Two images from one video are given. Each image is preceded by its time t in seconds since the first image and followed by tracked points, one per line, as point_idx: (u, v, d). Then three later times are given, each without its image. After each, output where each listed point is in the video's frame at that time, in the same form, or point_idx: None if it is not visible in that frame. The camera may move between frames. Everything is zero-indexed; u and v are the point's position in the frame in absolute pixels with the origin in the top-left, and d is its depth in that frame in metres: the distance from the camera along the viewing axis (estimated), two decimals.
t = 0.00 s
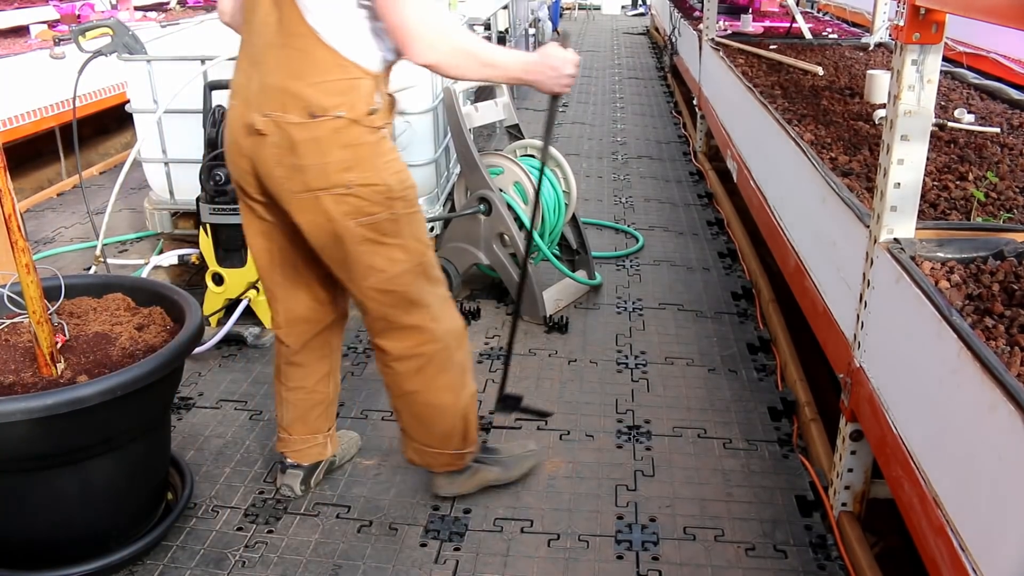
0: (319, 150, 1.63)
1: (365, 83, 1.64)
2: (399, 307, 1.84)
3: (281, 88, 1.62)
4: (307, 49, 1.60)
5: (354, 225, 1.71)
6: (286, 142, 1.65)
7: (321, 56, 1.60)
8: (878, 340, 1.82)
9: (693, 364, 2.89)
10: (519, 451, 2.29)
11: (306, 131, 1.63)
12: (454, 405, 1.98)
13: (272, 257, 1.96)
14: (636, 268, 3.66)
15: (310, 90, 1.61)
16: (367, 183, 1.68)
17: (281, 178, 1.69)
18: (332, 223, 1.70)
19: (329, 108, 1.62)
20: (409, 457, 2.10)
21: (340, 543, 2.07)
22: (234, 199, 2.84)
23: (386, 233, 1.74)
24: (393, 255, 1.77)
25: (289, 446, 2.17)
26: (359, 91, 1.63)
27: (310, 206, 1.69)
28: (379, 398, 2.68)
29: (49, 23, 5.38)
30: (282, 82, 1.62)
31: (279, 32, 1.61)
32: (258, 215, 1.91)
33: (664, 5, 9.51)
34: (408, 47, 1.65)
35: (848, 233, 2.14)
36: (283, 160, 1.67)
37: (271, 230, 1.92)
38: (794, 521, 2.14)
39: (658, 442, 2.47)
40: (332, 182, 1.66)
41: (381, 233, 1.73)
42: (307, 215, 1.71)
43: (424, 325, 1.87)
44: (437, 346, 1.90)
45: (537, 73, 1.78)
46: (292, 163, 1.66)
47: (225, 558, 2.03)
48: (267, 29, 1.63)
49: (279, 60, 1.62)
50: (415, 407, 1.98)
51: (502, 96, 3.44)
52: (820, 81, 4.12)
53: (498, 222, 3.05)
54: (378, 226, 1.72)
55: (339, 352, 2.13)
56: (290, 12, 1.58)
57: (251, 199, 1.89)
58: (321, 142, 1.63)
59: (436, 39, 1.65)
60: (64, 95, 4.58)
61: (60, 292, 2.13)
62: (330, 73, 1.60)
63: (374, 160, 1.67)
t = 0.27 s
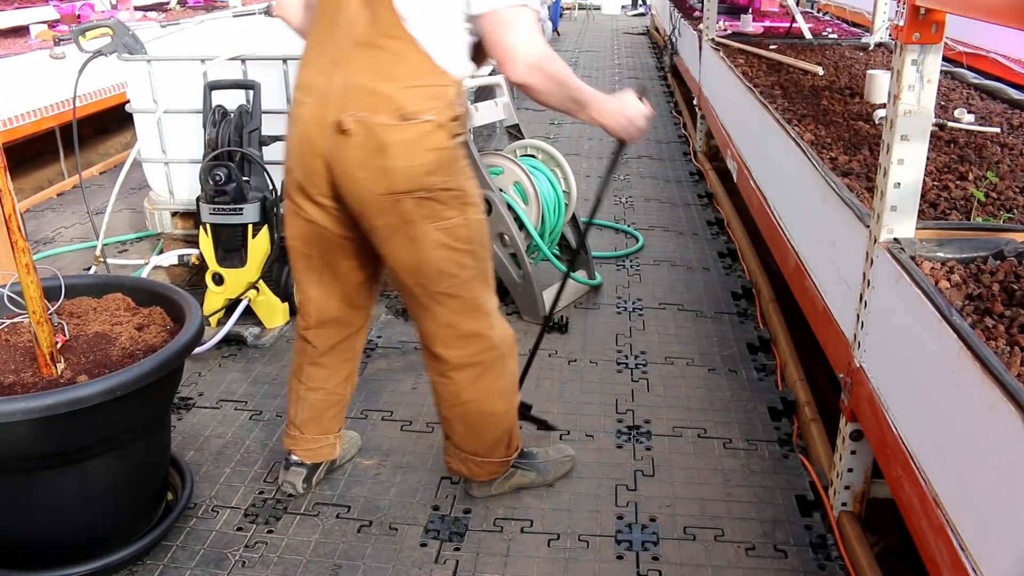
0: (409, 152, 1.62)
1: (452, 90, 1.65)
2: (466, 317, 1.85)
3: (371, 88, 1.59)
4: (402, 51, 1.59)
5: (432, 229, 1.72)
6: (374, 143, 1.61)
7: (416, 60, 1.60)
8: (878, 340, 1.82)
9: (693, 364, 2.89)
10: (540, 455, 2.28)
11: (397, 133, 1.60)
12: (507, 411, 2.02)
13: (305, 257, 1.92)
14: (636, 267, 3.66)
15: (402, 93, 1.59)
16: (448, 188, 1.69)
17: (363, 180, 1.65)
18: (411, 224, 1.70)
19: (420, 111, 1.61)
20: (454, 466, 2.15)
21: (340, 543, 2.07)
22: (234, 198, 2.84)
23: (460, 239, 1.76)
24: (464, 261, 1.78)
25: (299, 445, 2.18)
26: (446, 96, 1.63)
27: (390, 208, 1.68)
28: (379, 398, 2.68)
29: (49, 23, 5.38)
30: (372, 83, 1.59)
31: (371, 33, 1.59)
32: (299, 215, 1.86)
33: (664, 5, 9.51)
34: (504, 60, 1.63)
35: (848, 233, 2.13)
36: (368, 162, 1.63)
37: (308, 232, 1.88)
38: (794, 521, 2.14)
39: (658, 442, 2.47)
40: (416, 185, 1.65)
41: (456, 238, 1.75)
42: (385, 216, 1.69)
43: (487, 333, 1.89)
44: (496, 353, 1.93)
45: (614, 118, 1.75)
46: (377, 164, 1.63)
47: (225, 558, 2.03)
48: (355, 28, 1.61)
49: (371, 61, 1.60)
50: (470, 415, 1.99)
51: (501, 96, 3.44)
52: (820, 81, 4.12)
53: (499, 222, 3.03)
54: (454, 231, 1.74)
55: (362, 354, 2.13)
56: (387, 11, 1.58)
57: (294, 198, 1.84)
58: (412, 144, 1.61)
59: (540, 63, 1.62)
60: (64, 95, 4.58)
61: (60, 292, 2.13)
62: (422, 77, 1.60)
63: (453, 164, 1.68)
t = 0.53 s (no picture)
0: (475, 144, 1.66)
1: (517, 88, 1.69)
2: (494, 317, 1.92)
3: (444, 77, 1.62)
4: (480, 46, 1.62)
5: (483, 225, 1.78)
6: (440, 132, 1.64)
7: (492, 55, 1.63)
8: (878, 340, 1.82)
9: (693, 364, 2.89)
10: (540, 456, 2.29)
11: (465, 124, 1.64)
12: (519, 415, 2.08)
13: (342, 248, 1.93)
14: (636, 267, 3.66)
15: (473, 85, 1.62)
16: (500, 186, 1.77)
17: (423, 168, 1.67)
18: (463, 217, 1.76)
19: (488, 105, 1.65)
20: (457, 466, 2.15)
21: (340, 543, 2.08)
22: (234, 198, 2.84)
23: (503, 238, 1.83)
24: (505, 261, 1.87)
25: (321, 443, 2.15)
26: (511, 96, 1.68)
27: (447, 199, 1.72)
28: (379, 398, 2.68)
29: (49, 24, 5.38)
30: (445, 71, 1.62)
31: (449, 21, 1.62)
32: (339, 201, 1.87)
33: (664, 5, 9.52)
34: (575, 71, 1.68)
35: (848, 233, 2.13)
36: (431, 151, 1.65)
37: (346, 220, 1.89)
38: (794, 521, 2.15)
39: (658, 442, 2.47)
40: (477, 178, 1.71)
41: (501, 236, 1.82)
42: (439, 207, 1.74)
43: (514, 336, 1.97)
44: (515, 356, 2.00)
45: (673, 147, 1.72)
46: (441, 154, 1.66)
47: (225, 558, 2.03)
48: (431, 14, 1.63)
49: (446, 51, 1.62)
50: (485, 415, 2.04)
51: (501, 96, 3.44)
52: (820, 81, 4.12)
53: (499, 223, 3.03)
54: (500, 230, 1.81)
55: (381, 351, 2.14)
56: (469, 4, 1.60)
57: (334, 181, 1.85)
58: (479, 137, 1.66)
59: (610, 80, 1.65)
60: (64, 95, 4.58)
61: (60, 292, 2.13)
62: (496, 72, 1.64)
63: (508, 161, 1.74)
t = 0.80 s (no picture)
0: (502, 144, 1.69)
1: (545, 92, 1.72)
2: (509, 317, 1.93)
3: (474, 76, 1.63)
4: (512, 45, 1.63)
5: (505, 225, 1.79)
6: (468, 131, 1.66)
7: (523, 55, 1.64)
8: (878, 340, 1.82)
9: (693, 364, 2.89)
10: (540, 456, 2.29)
11: (493, 124, 1.66)
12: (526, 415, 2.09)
13: (367, 241, 1.94)
14: (636, 267, 3.66)
15: (503, 85, 1.64)
16: (523, 188, 1.78)
17: (448, 165, 1.68)
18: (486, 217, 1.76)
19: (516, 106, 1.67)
20: (458, 462, 2.15)
21: (340, 543, 2.08)
22: (235, 198, 2.84)
23: (524, 239, 1.85)
24: (522, 262, 1.88)
25: (343, 445, 2.14)
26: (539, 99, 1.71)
27: (472, 198, 1.74)
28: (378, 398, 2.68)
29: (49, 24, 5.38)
30: (476, 71, 1.63)
31: (483, 20, 1.63)
32: (364, 194, 1.89)
33: (663, 6, 9.52)
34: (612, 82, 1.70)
35: (848, 233, 2.13)
36: (458, 149, 1.67)
37: (372, 213, 1.91)
38: (794, 521, 2.15)
39: (658, 442, 2.47)
40: (501, 179, 1.73)
41: (522, 237, 1.84)
42: (462, 206, 1.75)
43: (526, 337, 1.98)
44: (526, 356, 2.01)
45: (700, 148, 1.84)
46: (468, 152, 1.68)
47: (225, 558, 2.03)
48: (465, 12, 1.64)
49: (478, 50, 1.63)
50: (491, 416, 2.04)
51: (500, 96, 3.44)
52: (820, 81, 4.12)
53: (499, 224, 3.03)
54: (521, 232, 1.83)
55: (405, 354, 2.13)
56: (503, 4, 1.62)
57: (361, 175, 1.86)
58: (507, 137, 1.68)
59: (644, 90, 1.69)
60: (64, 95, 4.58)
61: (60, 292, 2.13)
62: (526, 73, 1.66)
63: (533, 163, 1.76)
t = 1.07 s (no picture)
0: (523, 144, 1.70)
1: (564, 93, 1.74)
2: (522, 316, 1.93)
3: (494, 74, 1.64)
4: (534, 46, 1.64)
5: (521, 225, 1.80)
6: (489, 131, 1.67)
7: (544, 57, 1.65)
8: (878, 339, 1.82)
9: (693, 364, 2.89)
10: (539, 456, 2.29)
11: (513, 124, 1.67)
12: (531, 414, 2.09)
13: (377, 238, 1.94)
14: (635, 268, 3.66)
15: (524, 85, 1.65)
16: (541, 187, 1.79)
17: (468, 164, 1.70)
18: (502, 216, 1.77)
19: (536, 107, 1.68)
20: (461, 461, 2.14)
21: (340, 543, 2.08)
22: (235, 198, 2.84)
23: (538, 239, 1.86)
24: (535, 261, 1.88)
25: (349, 439, 2.14)
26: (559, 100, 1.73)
27: (490, 197, 1.75)
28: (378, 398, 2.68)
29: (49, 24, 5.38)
30: (497, 70, 1.64)
31: (506, 20, 1.63)
32: (376, 189, 1.89)
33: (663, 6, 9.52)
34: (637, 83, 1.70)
35: (849, 233, 2.13)
36: (478, 148, 1.68)
37: (383, 209, 1.91)
38: (794, 520, 2.15)
39: (658, 442, 2.47)
40: (520, 179, 1.74)
41: (536, 237, 1.85)
42: (479, 206, 1.76)
43: (535, 336, 1.98)
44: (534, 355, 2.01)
45: (722, 153, 1.77)
46: (486, 151, 1.69)
47: (225, 558, 2.03)
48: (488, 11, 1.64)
49: (500, 50, 1.64)
50: (497, 414, 2.04)
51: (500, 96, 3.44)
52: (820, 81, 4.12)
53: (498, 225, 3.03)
54: (535, 231, 1.84)
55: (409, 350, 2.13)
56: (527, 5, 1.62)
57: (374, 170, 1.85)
58: (527, 137, 1.69)
59: (667, 89, 1.69)
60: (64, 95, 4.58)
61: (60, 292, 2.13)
62: (547, 74, 1.67)
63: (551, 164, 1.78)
